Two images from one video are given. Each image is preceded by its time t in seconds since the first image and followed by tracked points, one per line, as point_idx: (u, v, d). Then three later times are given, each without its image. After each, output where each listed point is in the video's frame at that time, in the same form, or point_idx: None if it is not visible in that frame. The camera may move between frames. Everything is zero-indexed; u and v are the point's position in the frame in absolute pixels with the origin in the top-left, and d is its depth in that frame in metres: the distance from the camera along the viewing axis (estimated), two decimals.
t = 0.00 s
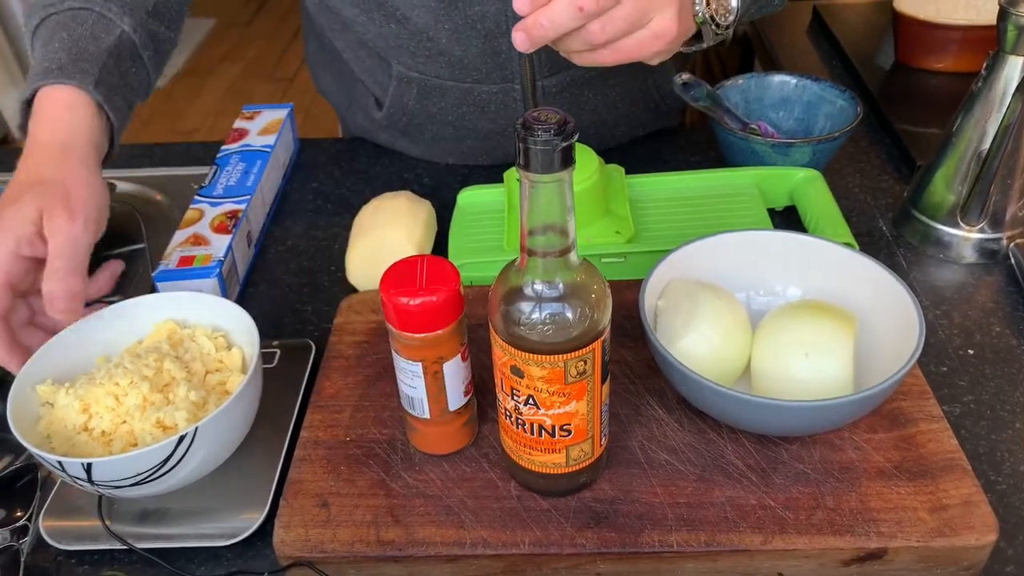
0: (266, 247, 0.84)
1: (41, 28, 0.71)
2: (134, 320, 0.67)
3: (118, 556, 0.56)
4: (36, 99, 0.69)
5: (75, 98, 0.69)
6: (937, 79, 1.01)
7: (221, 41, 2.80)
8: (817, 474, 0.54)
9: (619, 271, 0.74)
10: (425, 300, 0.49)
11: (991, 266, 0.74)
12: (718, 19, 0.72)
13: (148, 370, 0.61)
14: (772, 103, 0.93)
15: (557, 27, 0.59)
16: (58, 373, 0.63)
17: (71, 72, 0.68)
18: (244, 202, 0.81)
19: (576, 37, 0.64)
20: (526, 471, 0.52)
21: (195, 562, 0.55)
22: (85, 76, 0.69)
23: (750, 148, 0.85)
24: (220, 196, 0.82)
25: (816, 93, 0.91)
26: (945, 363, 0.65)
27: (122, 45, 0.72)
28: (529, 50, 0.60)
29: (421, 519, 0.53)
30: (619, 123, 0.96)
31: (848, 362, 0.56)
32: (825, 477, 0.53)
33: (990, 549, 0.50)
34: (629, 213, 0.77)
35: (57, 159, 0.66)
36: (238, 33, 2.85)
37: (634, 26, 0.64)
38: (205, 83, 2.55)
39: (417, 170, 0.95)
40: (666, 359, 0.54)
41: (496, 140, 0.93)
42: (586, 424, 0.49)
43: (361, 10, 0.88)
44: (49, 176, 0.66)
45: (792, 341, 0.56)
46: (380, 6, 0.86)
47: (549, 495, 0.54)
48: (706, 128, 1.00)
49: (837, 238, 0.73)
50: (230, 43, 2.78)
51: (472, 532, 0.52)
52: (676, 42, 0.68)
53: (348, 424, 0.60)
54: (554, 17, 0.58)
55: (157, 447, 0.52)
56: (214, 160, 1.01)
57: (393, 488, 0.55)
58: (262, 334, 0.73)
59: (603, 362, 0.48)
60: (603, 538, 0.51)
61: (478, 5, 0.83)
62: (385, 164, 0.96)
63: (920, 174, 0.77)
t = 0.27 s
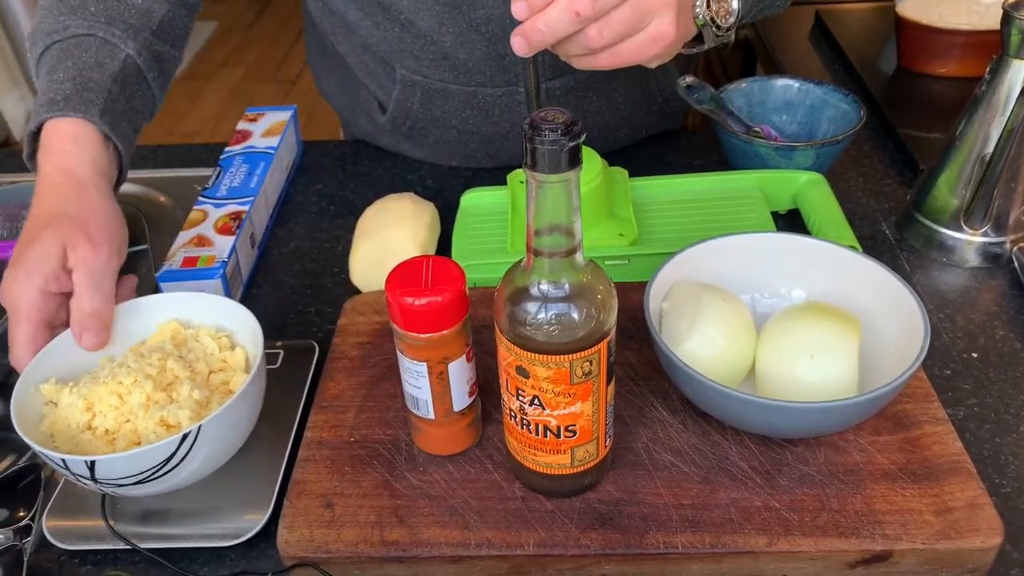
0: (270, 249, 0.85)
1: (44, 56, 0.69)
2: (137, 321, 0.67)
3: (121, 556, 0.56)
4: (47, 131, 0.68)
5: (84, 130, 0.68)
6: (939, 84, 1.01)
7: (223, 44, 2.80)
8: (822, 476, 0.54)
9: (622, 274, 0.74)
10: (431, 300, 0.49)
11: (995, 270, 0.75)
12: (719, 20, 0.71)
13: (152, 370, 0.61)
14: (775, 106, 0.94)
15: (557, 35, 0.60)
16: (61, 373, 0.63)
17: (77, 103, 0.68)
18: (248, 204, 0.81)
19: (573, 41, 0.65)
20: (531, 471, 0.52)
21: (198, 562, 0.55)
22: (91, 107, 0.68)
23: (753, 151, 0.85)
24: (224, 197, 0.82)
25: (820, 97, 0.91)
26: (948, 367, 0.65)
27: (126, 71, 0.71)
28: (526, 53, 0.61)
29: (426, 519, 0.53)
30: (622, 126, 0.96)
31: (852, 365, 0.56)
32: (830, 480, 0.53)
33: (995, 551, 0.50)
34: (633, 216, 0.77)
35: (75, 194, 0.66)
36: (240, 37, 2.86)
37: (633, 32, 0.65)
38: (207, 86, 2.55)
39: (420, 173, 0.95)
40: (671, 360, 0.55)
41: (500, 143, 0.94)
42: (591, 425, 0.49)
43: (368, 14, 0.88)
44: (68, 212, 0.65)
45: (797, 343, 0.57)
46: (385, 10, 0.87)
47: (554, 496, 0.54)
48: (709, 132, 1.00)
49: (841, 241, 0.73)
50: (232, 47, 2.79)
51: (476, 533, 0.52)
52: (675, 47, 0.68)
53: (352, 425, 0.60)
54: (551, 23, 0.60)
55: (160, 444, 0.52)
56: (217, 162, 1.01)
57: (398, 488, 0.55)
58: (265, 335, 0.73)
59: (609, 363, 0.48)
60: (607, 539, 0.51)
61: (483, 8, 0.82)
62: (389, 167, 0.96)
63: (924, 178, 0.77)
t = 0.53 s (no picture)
0: (271, 251, 0.84)
1: (28, 20, 0.69)
2: (120, 250, 0.65)
3: (122, 559, 0.56)
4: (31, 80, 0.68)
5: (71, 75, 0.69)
6: (942, 88, 1.01)
7: (224, 47, 2.80)
8: (825, 480, 0.54)
9: (625, 276, 0.73)
10: (432, 302, 0.49)
11: (997, 273, 0.74)
12: (722, 28, 0.71)
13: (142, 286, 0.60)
14: (777, 110, 0.94)
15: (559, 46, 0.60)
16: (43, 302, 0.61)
17: (67, 50, 0.68)
18: (250, 206, 0.81)
19: (578, 54, 0.65)
20: (532, 475, 0.52)
21: (198, 565, 0.55)
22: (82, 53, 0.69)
23: (756, 155, 0.85)
24: (225, 200, 0.82)
25: (822, 100, 0.91)
26: (951, 371, 0.65)
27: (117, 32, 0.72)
28: (530, 65, 0.61)
29: (427, 522, 0.53)
30: (624, 129, 0.96)
31: (855, 368, 0.55)
32: (832, 484, 0.53)
33: (999, 556, 0.49)
34: (635, 219, 0.77)
35: (65, 127, 0.66)
36: (241, 40, 2.86)
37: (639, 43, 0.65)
38: (207, 89, 2.56)
39: (422, 175, 0.95)
40: (673, 363, 0.54)
41: (502, 146, 0.94)
42: (593, 428, 0.49)
43: (370, 19, 0.87)
44: (63, 137, 0.65)
45: (800, 346, 0.56)
46: (389, 15, 0.86)
47: (555, 499, 0.53)
48: (711, 135, 1.00)
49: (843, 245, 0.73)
50: (233, 50, 2.79)
51: (478, 536, 0.52)
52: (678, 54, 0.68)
53: (353, 427, 0.60)
54: (558, 36, 0.59)
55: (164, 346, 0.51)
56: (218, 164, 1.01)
57: (399, 491, 0.55)
58: (266, 338, 0.73)
59: (611, 366, 0.48)
60: (609, 543, 0.51)
61: (487, 11, 0.83)
62: (390, 169, 0.96)
63: (926, 182, 0.77)
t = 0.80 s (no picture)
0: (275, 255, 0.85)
1: None
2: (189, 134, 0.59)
3: (127, 562, 0.56)
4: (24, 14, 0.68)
5: None
6: (944, 93, 1.01)
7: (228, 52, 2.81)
8: (828, 485, 0.54)
9: (626, 281, 0.74)
10: (437, 306, 0.49)
11: (1000, 278, 0.74)
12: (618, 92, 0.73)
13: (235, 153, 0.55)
14: (780, 115, 0.94)
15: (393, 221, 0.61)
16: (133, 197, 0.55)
17: None
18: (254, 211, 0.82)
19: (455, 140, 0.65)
20: (536, 479, 0.52)
21: (204, 569, 0.55)
22: None
23: (758, 159, 0.85)
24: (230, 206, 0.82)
25: (824, 106, 0.91)
26: (954, 376, 0.65)
27: None
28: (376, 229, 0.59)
29: (431, 526, 0.53)
30: (627, 132, 0.96)
31: (858, 372, 0.56)
32: (835, 488, 0.53)
33: (1002, 561, 0.49)
34: (638, 224, 0.77)
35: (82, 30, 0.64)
36: (245, 45, 2.87)
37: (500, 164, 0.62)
38: (211, 94, 2.56)
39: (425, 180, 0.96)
40: (677, 367, 0.55)
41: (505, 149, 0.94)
42: (597, 433, 0.49)
43: (374, 20, 0.88)
44: (100, 21, 0.63)
45: (803, 351, 0.57)
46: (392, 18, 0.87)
47: (559, 504, 0.53)
48: (713, 140, 1.00)
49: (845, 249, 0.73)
50: (237, 55, 2.80)
51: (481, 541, 0.52)
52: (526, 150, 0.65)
53: (358, 432, 0.60)
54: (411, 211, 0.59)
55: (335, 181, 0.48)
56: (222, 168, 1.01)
57: (403, 495, 0.55)
58: (270, 342, 0.73)
59: (615, 370, 0.48)
60: (613, 547, 0.51)
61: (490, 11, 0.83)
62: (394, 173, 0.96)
63: (928, 187, 0.77)
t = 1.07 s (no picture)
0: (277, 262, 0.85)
1: None
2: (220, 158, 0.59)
3: (131, 567, 0.56)
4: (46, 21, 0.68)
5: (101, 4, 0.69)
6: (944, 99, 1.02)
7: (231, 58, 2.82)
8: (828, 489, 0.54)
9: (628, 287, 0.74)
10: (439, 315, 0.49)
11: (1000, 283, 0.75)
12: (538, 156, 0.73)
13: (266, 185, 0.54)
14: (780, 121, 0.94)
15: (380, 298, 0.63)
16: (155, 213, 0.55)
17: None
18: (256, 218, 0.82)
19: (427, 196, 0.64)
20: (538, 484, 0.53)
21: (207, 573, 0.55)
22: None
23: (759, 166, 0.86)
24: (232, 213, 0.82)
25: (824, 112, 0.92)
26: (954, 381, 0.65)
27: None
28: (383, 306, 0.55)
29: (434, 531, 0.53)
30: (627, 137, 0.96)
31: (858, 377, 0.56)
32: (836, 492, 0.54)
33: (1002, 565, 0.50)
34: (639, 230, 0.78)
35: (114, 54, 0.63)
36: (248, 52, 2.89)
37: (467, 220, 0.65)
38: (215, 100, 2.58)
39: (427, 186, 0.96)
40: (678, 372, 0.55)
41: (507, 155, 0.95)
42: (599, 437, 0.49)
43: (375, 28, 0.89)
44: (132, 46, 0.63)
45: (804, 356, 0.57)
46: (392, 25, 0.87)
47: (561, 508, 0.54)
48: (714, 146, 1.00)
49: (846, 255, 0.73)
50: (241, 62, 2.81)
51: (484, 545, 0.52)
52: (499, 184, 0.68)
53: (360, 437, 0.61)
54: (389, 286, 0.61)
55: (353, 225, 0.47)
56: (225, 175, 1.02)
57: (405, 500, 0.56)
58: (273, 348, 0.74)
59: (616, 375, 0.48)
60: (614, 551, 0.51)
61: (490, 18, 0.83)
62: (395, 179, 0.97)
63: (929, 193, 0.77)
